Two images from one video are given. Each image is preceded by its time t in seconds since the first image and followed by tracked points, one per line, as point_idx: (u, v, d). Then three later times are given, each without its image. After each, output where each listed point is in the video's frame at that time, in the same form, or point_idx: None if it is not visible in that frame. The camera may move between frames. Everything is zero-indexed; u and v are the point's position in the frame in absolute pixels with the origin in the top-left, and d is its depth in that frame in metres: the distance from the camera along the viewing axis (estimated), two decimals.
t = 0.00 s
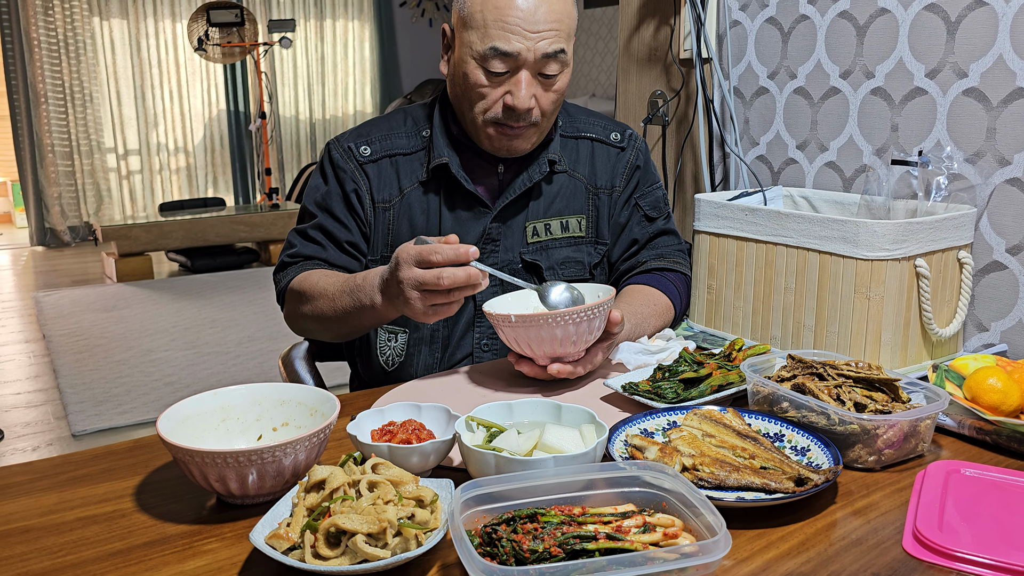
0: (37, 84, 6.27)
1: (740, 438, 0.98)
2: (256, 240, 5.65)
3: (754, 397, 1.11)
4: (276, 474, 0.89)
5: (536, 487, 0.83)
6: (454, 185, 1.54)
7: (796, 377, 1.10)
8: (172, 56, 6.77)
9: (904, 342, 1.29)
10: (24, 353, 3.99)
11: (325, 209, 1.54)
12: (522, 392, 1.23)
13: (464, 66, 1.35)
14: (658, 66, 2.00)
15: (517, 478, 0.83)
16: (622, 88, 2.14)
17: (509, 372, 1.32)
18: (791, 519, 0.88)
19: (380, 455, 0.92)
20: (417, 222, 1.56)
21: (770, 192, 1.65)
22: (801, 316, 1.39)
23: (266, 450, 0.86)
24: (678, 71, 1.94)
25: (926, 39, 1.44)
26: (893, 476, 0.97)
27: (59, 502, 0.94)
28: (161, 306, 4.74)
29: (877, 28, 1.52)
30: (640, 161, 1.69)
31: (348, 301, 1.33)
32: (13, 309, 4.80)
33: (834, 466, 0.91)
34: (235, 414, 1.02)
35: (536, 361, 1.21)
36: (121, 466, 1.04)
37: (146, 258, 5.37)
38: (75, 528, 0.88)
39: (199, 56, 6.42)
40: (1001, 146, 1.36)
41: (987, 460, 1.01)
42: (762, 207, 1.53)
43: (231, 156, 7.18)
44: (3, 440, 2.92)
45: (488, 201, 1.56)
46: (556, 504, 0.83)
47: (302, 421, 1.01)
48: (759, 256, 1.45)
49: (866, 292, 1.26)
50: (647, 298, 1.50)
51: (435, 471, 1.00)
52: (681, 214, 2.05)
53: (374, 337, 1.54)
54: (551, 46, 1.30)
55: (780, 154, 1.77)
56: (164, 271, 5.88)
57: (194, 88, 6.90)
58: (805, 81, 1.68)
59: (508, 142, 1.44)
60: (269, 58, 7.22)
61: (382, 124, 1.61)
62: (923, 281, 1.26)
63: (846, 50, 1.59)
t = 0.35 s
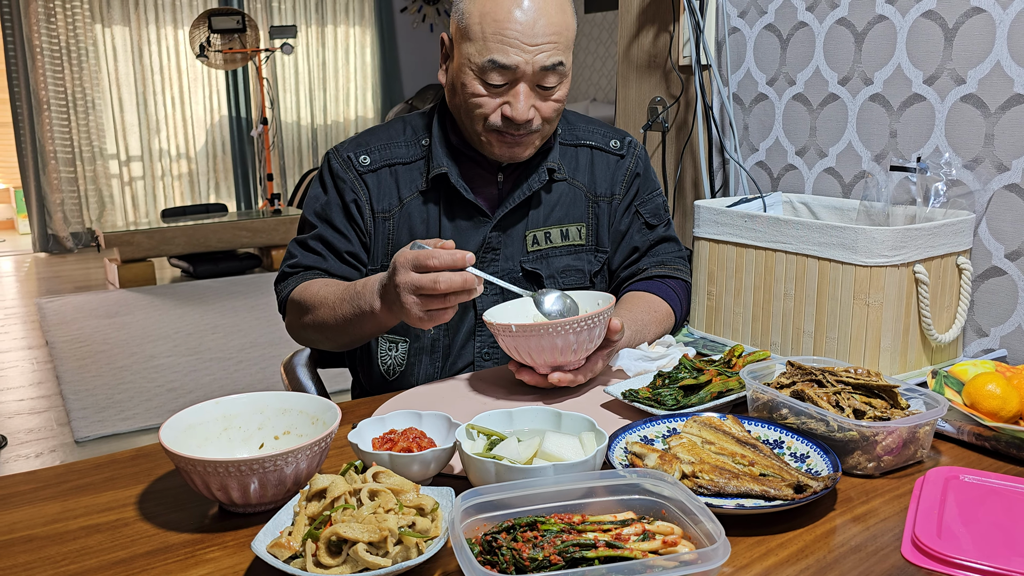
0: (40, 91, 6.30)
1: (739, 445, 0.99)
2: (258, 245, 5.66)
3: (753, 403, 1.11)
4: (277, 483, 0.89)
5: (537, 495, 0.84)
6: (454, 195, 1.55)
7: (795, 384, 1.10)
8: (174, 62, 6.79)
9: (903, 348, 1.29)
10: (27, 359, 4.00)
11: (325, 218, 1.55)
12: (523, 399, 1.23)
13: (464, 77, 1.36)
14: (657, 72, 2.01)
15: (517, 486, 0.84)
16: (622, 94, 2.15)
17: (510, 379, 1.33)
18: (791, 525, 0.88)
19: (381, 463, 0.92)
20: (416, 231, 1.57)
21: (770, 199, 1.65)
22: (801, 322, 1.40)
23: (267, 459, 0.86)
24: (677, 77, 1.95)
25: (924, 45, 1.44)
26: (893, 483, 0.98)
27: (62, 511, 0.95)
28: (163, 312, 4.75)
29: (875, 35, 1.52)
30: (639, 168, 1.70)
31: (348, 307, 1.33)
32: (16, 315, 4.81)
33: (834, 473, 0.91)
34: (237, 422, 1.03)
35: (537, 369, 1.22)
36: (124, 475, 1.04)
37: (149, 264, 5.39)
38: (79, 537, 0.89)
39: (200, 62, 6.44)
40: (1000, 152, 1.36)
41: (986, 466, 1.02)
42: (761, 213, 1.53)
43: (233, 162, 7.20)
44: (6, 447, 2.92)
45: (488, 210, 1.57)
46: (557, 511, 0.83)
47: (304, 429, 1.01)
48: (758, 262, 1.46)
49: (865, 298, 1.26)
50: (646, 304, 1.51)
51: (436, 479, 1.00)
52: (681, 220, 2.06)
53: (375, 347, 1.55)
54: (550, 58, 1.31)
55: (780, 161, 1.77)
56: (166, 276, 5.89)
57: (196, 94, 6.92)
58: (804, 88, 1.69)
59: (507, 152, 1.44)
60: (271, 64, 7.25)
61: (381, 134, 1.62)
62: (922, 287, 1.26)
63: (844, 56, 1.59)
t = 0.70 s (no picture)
0: (46, 97, 6.33)
1: (743, 449, 0.99)
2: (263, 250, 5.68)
3: (757, 408, 1.12)
4: (284, 488, 0.90)
5: (541, 499, 0.84)
6: (457, 202, 1.56)
7: (798, 388, 1.10)
8: (179, 68, 6.82)
9: (906, 351, 1.29)
10: (33, 365, 4.02)
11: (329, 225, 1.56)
12: (527, 404, 1.24)
13: (466, 84, 1.37)
14: (660, 77, 2.02)
15: (521, 491, 0.84)
16: (625, 99, 2.16)
17: (514, 384, 1.33)
18: (794, 529, 0.89)
19: (386, 469, 0.93)
20: (420, 237, 1.58)
21: (773, 203, 1.66)
22: (803, 327, 1.40)
23: (274, 465, 0.87)
24: (680, 82, 1.95)
25: (926, 50, 1.45)
26: (896, 486, 0.98)
27: (71, 516, 0.95)
28: (169, 318, 4.77)
29: (877, 41, 1.53)
30: (642, 174, 1.71)
31: (352, 314, 1.34)
32: (23, 321, 4.84)
33: (837, 477, 0.92)
34: (244, 428, 1.04)
35: (542, 376, 1.22)
36: (132, 480, 1.05)
37: (154, 270, 5.41)
38: (87, 542, 0.90)
39: (205, 68, 6.47)
40: (1001, 156, 1.37)
41: (989, 470, 1.02)
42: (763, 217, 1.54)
43: (237, 167, 7.23)
44: (13, 453, 2.94)
45: (491, 217, 1.58)
46: (561, 516, 0.84)
47: (310, 435, 1.02)
48: (761, 267, 1.46)
49: (867, 302, 1.27)
50: (649, 309, 1.52)
51: (441, 483, 1.01)
52: (684, 224, 2.07)
53: (379, 352, 1.56)
54: (551, 66, 1.32)
55: (782, 165, 1.78)
56: (171, 282, 5.91)
57: (201, 100, 6.95)
58: (806, 92, 1.70)
59: (510, 158, 1.45)
60: (275, 70, 7.27)
61: (384, 141, 1.63)
62: (924, 291, 1.27)
63: (846, 61, 1.60)
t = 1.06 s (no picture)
0: (48, 100, 6.35)
1: (743, 450, 1.00)
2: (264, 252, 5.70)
3: (758, 408, 1.12)
4: (288, 489, 0.91)
5: (543, 500, 0.85)
6: (459, 204, 1.57)
7: (799, 389, 1.11)
8: (181, 71, 6.84)
9: (906, 352, 1.30)
10: (36, 367, 4.03)
11: (330, 227, 1.56)
12: (529, 406, 1.25)
13: (470, 86, 1.38)
14: (661, 80, 2.03)
15: (523, 491, 0.85)
16: (626, 102, 2.17)
17: (516, 386, 1.34)
18: (795, 529, 0.89)
19: (389, 470, 0.94)
20: (421, 239, 1.59)
21: (773, 205, 1.66)
22: (804, 328, 1.41)
23: (278, 466, 0.88)
24: (681, 85, 1.96)
25: (925, 52, 1.45)
26: (897, 487, 0.99)
27: (75, 517, 0.96)
28: (171, 320, 4.78)
29: (877, 42, 1.54)
30: (643, 176, 1.71)
31: (351, 313, 1.35)
32: (25, 323, 4.85)
33: (837, 477, 0.92)
34: (248, 429, 1.04)
35: (544, 378, 1.23)
36: (137, 481, 1.06)
37: (156, 272, 5.42)
38: (93, 543, 0.90)
39: (207, 70, 6.48)
40: (1001, 157, 1.37)
41: (989, 470, 1.02)
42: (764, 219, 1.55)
43: (239, 170, 7.24)
44: (16, 455, 2.95)
45: (493, 219, 1.58)
46: (562, 516, 0.84)
47: (314, 436, 1.03)
48: (762, 268, 1.47)
49: (868, 304, 1.27)
50: (650, 310, 1.52)
51: (444, 484, 1.01)
52: (685, 226, 2.08)
53: (382, 353, 1.57)
54: (555, 67, 1.33)
55: (783, 167, 1.79)
56: (173, 284, 5.92)
57: (203, 102, 6.97)
58: (807, 94, 1.70)
59: (513, 160, 1.46)
60: (277, 72, 7.29)
61: (386, 143, 1.63)
62: (924, 292, 1.27)
63: (846, 63, 1.61)
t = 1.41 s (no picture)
0: (49, 95, 6.34)
1: (746, 443, 1.00)
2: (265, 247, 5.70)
3: (760, 401, 1.12)
4: (290, 481, 0.91)
5: (545, 492, 0.85)
6: (460, 197, 1.56)
7: (802, 382, 1.11)
8: (181, 66, 6.83)
9: (910, 345, 1.30)
10: (37, 362, 4.03)
11: (333, 221, 1.56)
12: (532, 399, 1.24)
13: (472, 78, 1.38)
14: (663, 73, 2.02)
15: (526, 483, 0.85)
16: (628, 95, 2.17)
17: (518, 379, 1.34)
18: (798, 521, 0.89)
19: (392, 461, 0.93)
20: (423, 233, 1.58)
21: (776, 198, 1.66)
22: (807, 321, 1.40)
23: (280, 458, 0.88)
24: (682, 78, 1.96)
25: (928, 45, 1.45)
26: (900, 479, 0.99)
27: (78, 510, 0.96)
28: (172, 315, 4.78)
29: (880, 35, 1.53)
30: (645, 169, 1.71)
31: (356, 305, 1.34)
32: (26, 318, 4.85)
33: (840, 469, 0.92)
34: (250, 422, 1.04)
35: (547, 371, 1.23)
36: (139, 474, 1.06)
37: (157, 267, 5.42)
38: (95, 535, 0.90)
39: (207, 65, 6.48)
40: (1004, 150, 1.37)
41: (992, 463, 1.02)
42: (767, 212, 1.54)
43: (240, 165, 7.23)
44: (18, 449, 2.95)
45: (494, 212, 1.58)
46: (566, 508, 0.84)
47: (316, 429, 1.03)
48: (764, 262, 1.47)
49: (871, 297, 1.27)
50: (652, 303, 1.52)
51: (446, 477, 1.01)
52: (687, 220, 2.08)
53: (383, 347, 1.56)
54: (557, 59, 1.32)
55: (785, 160, 1.78)
56: (174, 279, 5.92)
57: (203, 97, 6.96)
58: (809, 88, 1.70)
59: (515, 153, 1.45)
60: (277, 67, 7.28)
61: (387, 137, 1.63)
62: (927, 285, 1.27)
63: (848, 56, 1.60)
